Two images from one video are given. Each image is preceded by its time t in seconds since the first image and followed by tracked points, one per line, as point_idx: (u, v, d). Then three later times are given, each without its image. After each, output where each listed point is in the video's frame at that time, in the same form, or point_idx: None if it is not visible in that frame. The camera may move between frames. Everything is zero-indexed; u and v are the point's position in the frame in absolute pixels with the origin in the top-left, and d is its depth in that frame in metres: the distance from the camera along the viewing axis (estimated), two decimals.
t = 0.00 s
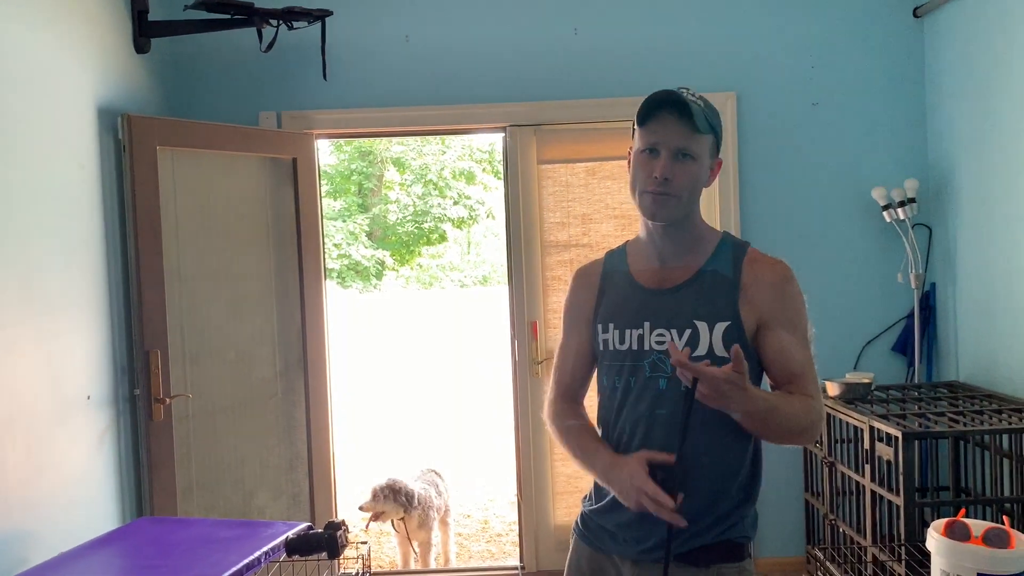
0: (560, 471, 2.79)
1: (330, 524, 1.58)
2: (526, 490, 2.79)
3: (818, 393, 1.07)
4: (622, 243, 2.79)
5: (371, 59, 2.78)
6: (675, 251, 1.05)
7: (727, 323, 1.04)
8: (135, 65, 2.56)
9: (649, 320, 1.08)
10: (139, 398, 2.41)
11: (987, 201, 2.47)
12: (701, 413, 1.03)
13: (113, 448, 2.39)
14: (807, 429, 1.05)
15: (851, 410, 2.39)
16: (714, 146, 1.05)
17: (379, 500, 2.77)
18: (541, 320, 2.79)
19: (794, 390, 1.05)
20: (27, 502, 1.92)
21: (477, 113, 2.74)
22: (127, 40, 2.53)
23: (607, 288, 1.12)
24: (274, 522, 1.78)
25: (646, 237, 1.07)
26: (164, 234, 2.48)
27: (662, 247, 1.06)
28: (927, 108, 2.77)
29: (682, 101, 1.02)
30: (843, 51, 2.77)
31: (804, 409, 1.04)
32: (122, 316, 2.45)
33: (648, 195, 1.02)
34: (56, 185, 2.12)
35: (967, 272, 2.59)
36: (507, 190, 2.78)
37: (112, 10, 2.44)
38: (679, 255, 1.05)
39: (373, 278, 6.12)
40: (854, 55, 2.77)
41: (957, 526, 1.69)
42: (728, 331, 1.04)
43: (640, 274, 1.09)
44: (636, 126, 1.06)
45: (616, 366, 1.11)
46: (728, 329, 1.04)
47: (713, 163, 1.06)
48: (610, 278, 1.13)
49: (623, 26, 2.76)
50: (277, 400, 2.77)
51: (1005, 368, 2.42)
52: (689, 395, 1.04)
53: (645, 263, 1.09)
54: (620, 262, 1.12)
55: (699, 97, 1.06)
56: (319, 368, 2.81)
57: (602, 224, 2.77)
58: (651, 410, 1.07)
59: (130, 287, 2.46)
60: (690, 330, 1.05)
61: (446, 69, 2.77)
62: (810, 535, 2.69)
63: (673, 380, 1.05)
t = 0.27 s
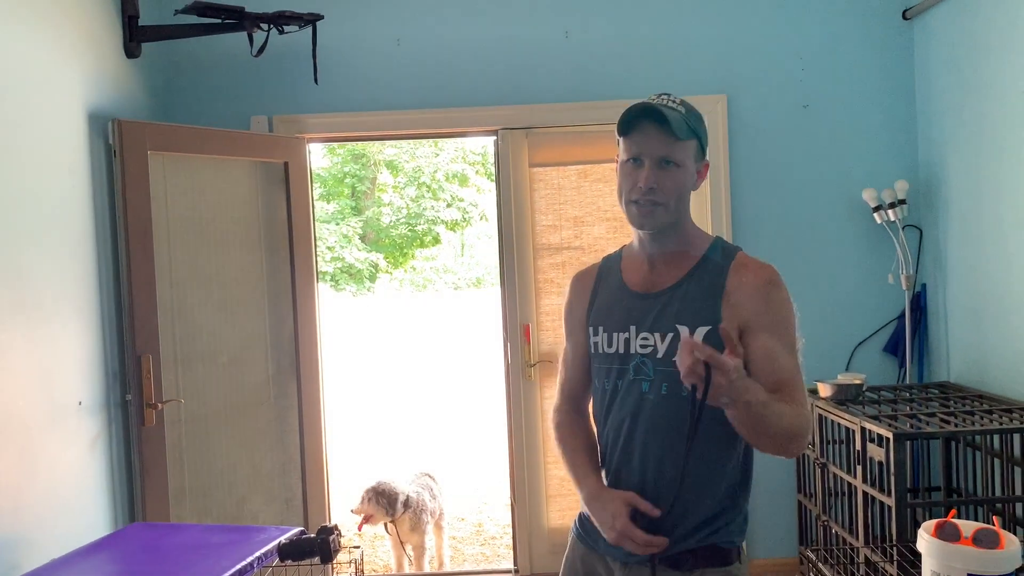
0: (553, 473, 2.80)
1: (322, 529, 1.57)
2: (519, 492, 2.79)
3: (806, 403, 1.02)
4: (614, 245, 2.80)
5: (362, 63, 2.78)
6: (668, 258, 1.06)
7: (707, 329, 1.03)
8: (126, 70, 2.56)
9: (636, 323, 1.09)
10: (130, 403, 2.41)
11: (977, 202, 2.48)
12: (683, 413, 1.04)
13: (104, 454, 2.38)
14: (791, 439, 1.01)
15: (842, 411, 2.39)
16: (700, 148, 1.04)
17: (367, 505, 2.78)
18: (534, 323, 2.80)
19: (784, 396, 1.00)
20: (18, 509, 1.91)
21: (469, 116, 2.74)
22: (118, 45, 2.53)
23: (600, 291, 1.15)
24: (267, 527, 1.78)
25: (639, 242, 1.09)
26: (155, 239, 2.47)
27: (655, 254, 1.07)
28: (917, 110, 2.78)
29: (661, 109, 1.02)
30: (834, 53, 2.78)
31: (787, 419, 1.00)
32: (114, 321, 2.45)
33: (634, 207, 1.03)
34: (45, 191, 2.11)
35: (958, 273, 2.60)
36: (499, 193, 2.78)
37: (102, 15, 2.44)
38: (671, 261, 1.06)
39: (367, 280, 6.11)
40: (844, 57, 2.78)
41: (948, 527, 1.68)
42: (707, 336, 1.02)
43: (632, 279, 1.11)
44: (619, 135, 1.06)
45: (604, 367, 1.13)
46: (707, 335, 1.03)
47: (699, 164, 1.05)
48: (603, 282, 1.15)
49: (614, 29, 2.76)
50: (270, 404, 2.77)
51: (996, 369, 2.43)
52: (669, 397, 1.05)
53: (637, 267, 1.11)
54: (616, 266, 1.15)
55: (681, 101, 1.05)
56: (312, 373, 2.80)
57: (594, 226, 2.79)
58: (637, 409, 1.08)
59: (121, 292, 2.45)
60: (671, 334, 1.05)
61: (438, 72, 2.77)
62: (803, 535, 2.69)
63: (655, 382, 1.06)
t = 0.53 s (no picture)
0: (549, 478, 2.80)
1: (317, 536, 1.56)
2: (514, 498, 2.79)
3: (800, 413, 1.00)
4: (609, 250, 2.80)
5: (357, 69, 2.78)
6: (656, 262, 1.14)
7: (679, 336, 1.06)
8: (120, 76, 2.56)
9: (620, 328, 1.14)
10: (124, 409, 2.40)
11: (970, 206, 2.49)
12: (658, 417, 1.09)
13: (98, 461, 2.37)
14: (780, 458, 0.98)
15: (837, 416, 2.39)
16: (684, 155, 1.14)
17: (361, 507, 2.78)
18: (529, 328, 2.80)
19: (707, 467, 1.01)
20: (10, 515, 1.90)
21: (463, 121, 2.75)
22: (112, 51, 2.53)
23: (596, 297, 1.22)
24: (262, 534, 1.77)
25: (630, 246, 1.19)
26: (150, 244, 2.47)
27: (644, 260, 1.16)
28: (910, 115, 2.79)
29: (645, 117, 1.12)
30: (827, 59, 2.79)
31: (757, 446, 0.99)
32: (108, 327, 2.45)
33: (621, 211, 1.13)
34: (39, 198, 2.11)
35: (951, 277, 2.60)
36: (494, 199, 2.78)
37: (96, 21, 2.44)
38: (658, 266, 1.14)
39: (362, 285, 6.07)
40: (837, 62, 2.79)
41: (940, 531, 1.68)
42: (680, 344, 1.06)
43: (623, 283, 1.20)
44: (610, 143, 1.16)
45: (595, 369, 1.19)
46: (680, 342, 1.06)
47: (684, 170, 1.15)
48: (601, 287, 1.22)
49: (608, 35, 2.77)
50: (264, 411, 2.76)
51: (990, 373, 2.44)
52: (646, 401, 1.10)
53: (628, 273, 1.19)
54: (613, 273, 1.23)
55: (666, 111, 1.16)
56: (307, 379, 2.80)
57: (589, 231, 2.79)
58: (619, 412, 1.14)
59: (115, 298, 2.45)
60: (648, 340, 1.10)
61: (433, 78, 2.78)
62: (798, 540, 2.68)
63: (634, 386, 1.12)
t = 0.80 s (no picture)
0: (545, 483, 2.79)
1: (313, 542, 1.53)
2: (510, 503, 2.78)
3: (758, 425, 1.01)
4: (606, 255, 2.79)
5: (352, 74, 2.78)
6: (642, 265, 1.20)
7: (644, 338, 1.12)
8: (115, 81, 2.56)
9: (598, 328, 1.21)
10: (120, 414, 2.39)
11: (965, 211, 2.49)
12: (624, 414, 1.14)
13: (93, 467, 2.36)
14: (731, 466, 1.01)
15: (833, 420, 2.39)
16: (669, 165, 1.20)
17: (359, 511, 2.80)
18: (525, 333, 2.79)
19: (658, 467, 1.04)
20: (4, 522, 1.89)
21: (460, 126, 2.75)
22: (107, 56, 2.52)
23: (587, 302, 1.28)
24: (257, 540, 1.72)
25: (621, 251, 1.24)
26: (145, 249, 2.46)
27: (632, 264, 1.22)
28: (905, 119, 2.79)
29: (628, 126, 1.18)
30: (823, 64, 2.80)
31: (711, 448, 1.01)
32: (103, 332, 2.44)
33: (607, 214, 1.19)
34: (34, 203, 2.10)
35: (947, 281, 2.61)
36: (490, 203, 2.78)
37: (92, 26, 2.44)
38: (643, 269, 1.20)
39: (358, 290, 6.13)
40: (833, 67, 2.80)
41: (936, 536, 1.67)
42: (645, 345, 1.11)
43: (612, 289, 1.26)
44: (597, 153, 1.24)
45: (580, 368, 1.26)
46: (646, 343, 1.11)
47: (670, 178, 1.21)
48: (594, 291, 1.30)
49: (604, 40, 2.77)
50: (260, 416, 2.75)
51: (986, 377, 2.44)
52: (615, 398, 1.15)
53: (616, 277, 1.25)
54: (604, 283, 1.29)
55: (651, 124, 1.22)
56: (302, 384, 2.79)
57: (584, 236, 2.79)
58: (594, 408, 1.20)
59: (110, 302, 2.44)
60: (619, 341, 1.15)
61: (429, 83, 2.78)
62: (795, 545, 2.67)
63: (604, 383, 1.17)
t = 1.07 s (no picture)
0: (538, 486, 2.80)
1: (304, 546, 1.46)
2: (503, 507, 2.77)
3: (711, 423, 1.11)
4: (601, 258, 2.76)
5: (346, 77, 2.78)
6: (620, 273, 1.20)
7: (621, 340, 1.16)
8: (107, 84, 2.55)
9: (579, 329, 1.25)
10: (111, 419, 2.38)
11: (957, 214, 2.50)
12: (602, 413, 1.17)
13: (85, 472, 2.35)
14: (676, 455, 1.12)
15: (825, 423, 2.39)
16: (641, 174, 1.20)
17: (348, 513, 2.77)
18: (518, 336, 2.79)
19: (638, 432, 1.12)
20: None
21: (453, 130, 2.75)
22: (99, 59, 2.52)
23: (573, 306, 1.30)
24: (251, 543, 1.65)
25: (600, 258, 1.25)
26: (137, 253, 2.46)
27: (612, 272, 1.22)
28: (897, 123, 2.80)
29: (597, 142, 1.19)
30: (815, 67, 2.80)
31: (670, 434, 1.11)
32: (95, 336, 2.43)
33: (581, 227, 1.20)
34: (25, 207, 2.09)
35: (939, 285, 2.61)
36: (483, 206, 2.77)
37: (84, 29, 2.43)
38: (621, 277, 1.20)
39: (353, 293, 6.09)
40: (825, 70, 2.80)
41: (929, 538, 1.64)
42: (622, 346, 1.16)
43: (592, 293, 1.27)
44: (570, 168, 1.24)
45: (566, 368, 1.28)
46: (622, 345, 1.16)
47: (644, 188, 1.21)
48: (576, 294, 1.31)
49: (597, 44, 2.78)
50: (252, 420, 2.74)
51: (978, 380, 2.45)
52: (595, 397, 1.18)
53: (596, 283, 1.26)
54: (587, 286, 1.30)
55: (624, 136, 1.21)
56: (295, 388, 2.78)
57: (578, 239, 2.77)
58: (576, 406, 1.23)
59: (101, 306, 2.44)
60: (599, 342, 1.19)
61: (422, 86, 2.78)
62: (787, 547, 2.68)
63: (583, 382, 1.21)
